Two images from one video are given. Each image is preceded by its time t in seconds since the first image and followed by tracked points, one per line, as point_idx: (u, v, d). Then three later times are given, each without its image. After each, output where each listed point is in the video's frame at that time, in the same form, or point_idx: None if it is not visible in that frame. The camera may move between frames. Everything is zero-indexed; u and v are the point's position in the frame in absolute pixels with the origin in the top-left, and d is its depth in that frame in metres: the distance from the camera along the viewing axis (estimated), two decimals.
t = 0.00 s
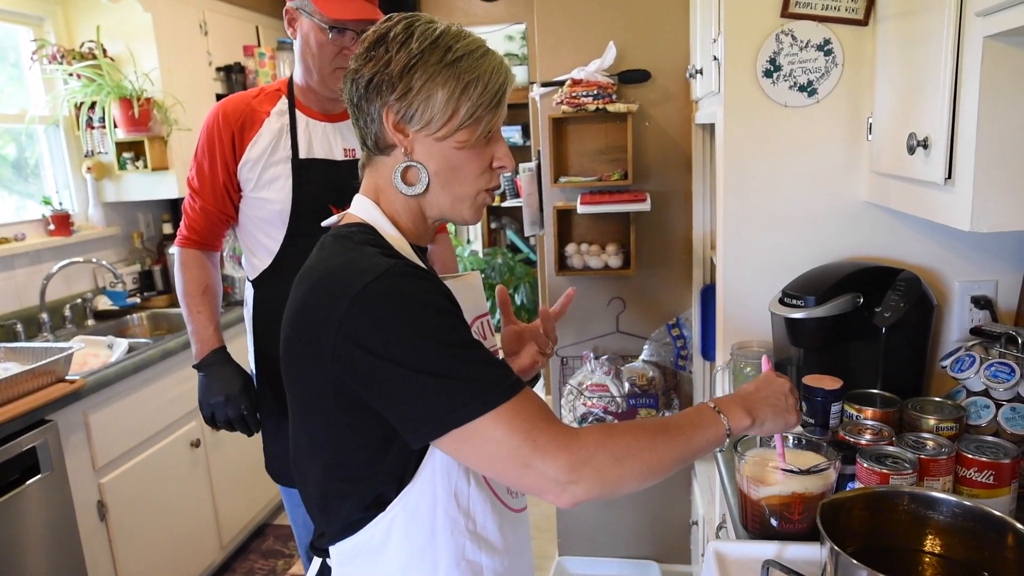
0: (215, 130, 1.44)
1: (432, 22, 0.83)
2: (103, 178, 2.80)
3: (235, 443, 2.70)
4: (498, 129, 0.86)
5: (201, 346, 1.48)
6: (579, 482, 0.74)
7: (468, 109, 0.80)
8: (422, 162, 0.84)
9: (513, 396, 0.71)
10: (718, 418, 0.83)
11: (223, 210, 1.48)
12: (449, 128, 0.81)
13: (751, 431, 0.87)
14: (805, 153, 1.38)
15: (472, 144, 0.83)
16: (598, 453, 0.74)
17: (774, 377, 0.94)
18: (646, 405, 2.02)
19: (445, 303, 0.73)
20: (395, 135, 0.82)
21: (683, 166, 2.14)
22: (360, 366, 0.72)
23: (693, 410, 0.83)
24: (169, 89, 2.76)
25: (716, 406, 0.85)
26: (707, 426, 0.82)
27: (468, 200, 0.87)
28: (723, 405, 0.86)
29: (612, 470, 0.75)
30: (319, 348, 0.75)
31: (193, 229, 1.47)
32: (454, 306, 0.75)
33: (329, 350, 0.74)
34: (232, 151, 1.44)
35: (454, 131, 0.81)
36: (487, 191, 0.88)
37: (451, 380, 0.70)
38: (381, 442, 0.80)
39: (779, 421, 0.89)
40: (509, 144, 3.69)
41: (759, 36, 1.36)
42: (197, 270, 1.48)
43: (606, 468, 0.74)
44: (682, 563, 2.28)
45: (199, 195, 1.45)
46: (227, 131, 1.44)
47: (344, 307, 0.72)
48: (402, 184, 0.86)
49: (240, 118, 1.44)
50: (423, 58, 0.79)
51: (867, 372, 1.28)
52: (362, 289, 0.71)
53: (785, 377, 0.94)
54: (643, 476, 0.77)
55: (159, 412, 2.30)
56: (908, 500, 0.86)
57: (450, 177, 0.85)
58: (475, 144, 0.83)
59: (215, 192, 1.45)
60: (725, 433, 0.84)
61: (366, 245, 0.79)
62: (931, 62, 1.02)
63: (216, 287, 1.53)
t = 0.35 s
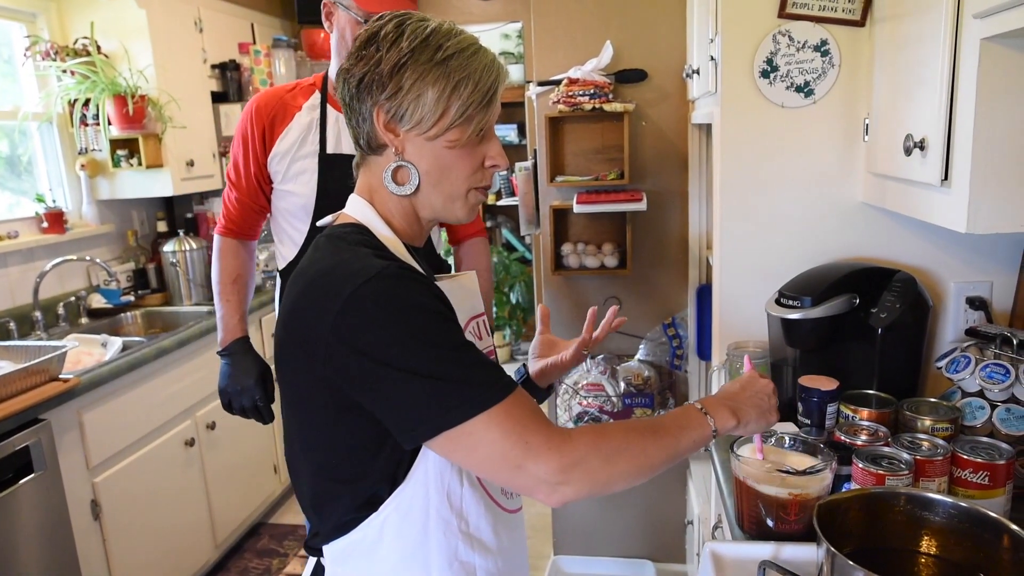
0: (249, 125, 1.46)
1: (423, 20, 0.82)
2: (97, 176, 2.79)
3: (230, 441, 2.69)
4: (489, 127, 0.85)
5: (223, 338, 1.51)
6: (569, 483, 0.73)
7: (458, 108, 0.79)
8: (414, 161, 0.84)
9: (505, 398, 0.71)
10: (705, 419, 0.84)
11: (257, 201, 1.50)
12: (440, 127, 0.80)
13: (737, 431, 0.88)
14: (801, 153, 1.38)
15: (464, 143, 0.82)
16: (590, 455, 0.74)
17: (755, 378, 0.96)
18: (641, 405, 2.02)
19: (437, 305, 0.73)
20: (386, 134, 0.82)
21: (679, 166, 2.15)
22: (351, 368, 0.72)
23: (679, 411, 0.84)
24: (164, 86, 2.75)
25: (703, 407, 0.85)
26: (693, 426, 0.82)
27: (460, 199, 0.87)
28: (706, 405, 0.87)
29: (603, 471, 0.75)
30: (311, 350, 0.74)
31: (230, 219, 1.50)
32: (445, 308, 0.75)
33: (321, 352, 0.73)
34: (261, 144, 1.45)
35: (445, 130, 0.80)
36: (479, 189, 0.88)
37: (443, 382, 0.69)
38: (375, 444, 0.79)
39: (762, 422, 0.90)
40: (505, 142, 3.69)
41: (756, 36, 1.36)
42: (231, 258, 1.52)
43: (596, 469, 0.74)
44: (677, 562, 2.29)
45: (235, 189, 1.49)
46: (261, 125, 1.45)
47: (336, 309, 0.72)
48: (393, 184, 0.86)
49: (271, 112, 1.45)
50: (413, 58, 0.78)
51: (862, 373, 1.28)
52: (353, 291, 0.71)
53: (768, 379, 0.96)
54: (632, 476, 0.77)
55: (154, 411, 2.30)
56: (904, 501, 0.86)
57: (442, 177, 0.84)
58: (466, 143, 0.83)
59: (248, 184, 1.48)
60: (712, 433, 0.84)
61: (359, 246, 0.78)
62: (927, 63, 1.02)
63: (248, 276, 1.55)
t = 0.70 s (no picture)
0: (281, 121, 1.47)
1: (414, 22, 0.82)
2: (91, 175, 2.77)
3: (225, 442, 2.68)
4: (480, 126, 0.84)
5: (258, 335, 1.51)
6: (563, 485, 0.73)
7: (447, 107, 0.79)
8: (405, 162, 0.83)
9: (497, 402, 0.71)
10: (702, 420, 0.83)
11: (289, 196, 1.52)
12: (429, 127, 0.79)
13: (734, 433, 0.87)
14: (796, 155, 1.38)
15: (454, 143, 0.81)
16: (580, 457, 0.74)
17: (758, 380, 0.95)
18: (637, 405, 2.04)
19: (429, 308, 0.73)
20: (377, 136, 0.82)
21: (676, 166, 2.15)
22: (344, 371, 0.71)
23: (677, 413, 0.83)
24: (159, 86, 2.74)
25: (700, 408, 0.85)
26: (691, 429, 0.82)
27: (453, 199, 0.86)
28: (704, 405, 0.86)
29: (596, 473, 0.74)
30: (304, 353, 0.74)
31: (264, 214, 1.52)
32: (438, 310, 0.74)
33: (313, 355, 0.73)
34: (295, 141, 1.46)
35: (434, 130, 0.80)
36: (471, 189, 0.86)
37: (435, 386, 0.69)
38: (368, 446, 0.79)
39: (763, 422, 0.90)
40: (500, 142, 3.69)
41: (752, 38, 1.36)
42: (265, 253, 1.53)
43: (589, 470, 0.74)
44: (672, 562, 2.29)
45: (269, 185, 1.50)
46: (293, 122, 1.46)
47: (327, 313, 0.71)
48: (385, 185, 0.85)
49: (304, 109, 1.46)
50: (402, 60, 0.78)
51: (857, 375, 1.28)
52: (345, 294, 0.71)
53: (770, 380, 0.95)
54: (625, 479, 0.76)
55: (148, 411, 2.29)
56: (900, 504, 0.86)
57: (434, 178, 0.84)
58: (456, 142, 0.82)
59: (281, 180, 1.50)
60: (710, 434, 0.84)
61: (352, 249, 0.78)
62: (923, 65, 1.02)
63: (282, 270, 1.57)
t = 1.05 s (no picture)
0: (293, 120, 1.47)
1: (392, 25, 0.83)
2: (85, 174, 2.76)
3: (220, 442, 2.67)
4: (434, 114, 0.80)
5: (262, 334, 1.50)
6: (548, 477, 0.72)
7: (386, 96, 0.77)
8: (366, 157, 0.83)
9: (482, 393, 0.70)
10: (685, 414, 0.83)
11: (299, 194, 1.51)
12: (373, 118, 0.79)
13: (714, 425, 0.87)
14: (792, 154, 1.37)
15: (398, 130, 0.79)
16: (567, 451, 0.73)
17: (737, 372, 0.94)
18: (633, 404, 2.00)
19: (412, 302, 0.72)
20: (348, 136, 0.85)
21: (672, 165, 2.14)
22: (328, 367, 0.70)
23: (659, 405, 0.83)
24: (153, 84, 2.72)
25: (682, 402, 0.84)
26: (673, 420, 0.81)
27: (406, 191, 0.83)
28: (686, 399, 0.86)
29: (581, 467, 0.74)
30: (288, 349, 0.73)
31: (274, 213, 1.50)
32: (421, 305, 0.74)
33: (297, 350, 0.72)
34: (306, 138, 1.46)
35: (378, 121, 0.79)
36: (426, 180, 0.82)
37: (417, 380, 0.68)
38: (354, 444, 0.78)
39: (741, 417, 0.89)
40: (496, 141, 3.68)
41: (748, 37, 1.35)
42: (275, 252, 1.52)
43: (575, 464, 0.73)
44: (669, 561, 2.29)
45: (281, 183, 1.50)
46: (305, 120, 1.46)
47: (310, 307, 0.70)
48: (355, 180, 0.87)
49: (316, 107, 1.46)
50: (357, 58, 0.80)
51: (853, 375, 1.28)
52: (328, 287, 0.70)
53: (747, 373, 0.94)
54: (611, 472, 0.76)
55: (142, 411, 2.27)
56: (896, 506, 0.86)
57: (387, 170, 0.82)
58: (402, 131, 0.79)
59: (293, 179, 1.49)
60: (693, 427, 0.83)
61: (339, 244, 0.77)
62: (920, 64, 1.02)
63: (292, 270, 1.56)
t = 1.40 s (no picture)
0: (296, 119, 1.46)
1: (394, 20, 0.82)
2: (82, 173, 2.75)
3: (217, 442, 2.66)
4: (430, 117, 0.80)
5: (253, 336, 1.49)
6: (539, 485, 0.72)
7: (381, 99, 0.77)
8: (363, 157, 0.84)
9: (473, 396, 0.70)
10: (683, 419, 0.82)
11: (301, 194, 1.50)
12: (369, 120, 0.79)
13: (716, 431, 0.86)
14: (791, 154, 1.37)
15: (390, 133, 0.79)
16: (560, 454, 0.72)
17: (744, 381, 0.94)
18: (631, 406, 1.98)
19: (403, 305, 0.71)
20: (346, 135, 0.85)
21: (671, 166, 2.13)
22: (318, 368, 0.70)
23: (658, 411, 0.82)
24: (151, 83, 2.71)
25: (682, 407, 0.83)
26: (671, 426, 0.81)
27: (399, 193, 0.83)
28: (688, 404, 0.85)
29: (574, 472, 0.73)
30: (279, 350, 0.73)
31: (276, 213, 1.50)
32: (412, 308, 0.73)
33: (286, 351, 0.72)
34: (308, 137, 1.45)
35: (373, 123, 0.79)
36: (419, 183, 0.82)
37: (406, 383, 0.68)
38: (346, 446, 0.78)
39: (746, 422, 0.89)
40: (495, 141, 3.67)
41: (748, 37, 1.35)
42: (276, 252, 1.51)
43: (567, 468, 0.73)
44: (666, 562, 2.28)
45: (282, 182, 1.49)
46: (307, 119, 1.45)
47: (299, 308, 0.70)
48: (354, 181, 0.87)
49: (318, 106, 1.46)
50: (356, 57, 0.79)
51: (852, 376, 1.28)
52: (318, 288, 0.69)
53: (757, 380, 0.94)
54: (605, 478, 0.75)
55: (139, 411, 2.26)
56: (896, 509, 0.85)
57: (379, 170, 0.82)
58: (397, 134, 0.79)
59: (294, 178, 1.48)
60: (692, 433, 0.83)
61: (332, 245, 0.77)
62: (921, 65, 1.01)
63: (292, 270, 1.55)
